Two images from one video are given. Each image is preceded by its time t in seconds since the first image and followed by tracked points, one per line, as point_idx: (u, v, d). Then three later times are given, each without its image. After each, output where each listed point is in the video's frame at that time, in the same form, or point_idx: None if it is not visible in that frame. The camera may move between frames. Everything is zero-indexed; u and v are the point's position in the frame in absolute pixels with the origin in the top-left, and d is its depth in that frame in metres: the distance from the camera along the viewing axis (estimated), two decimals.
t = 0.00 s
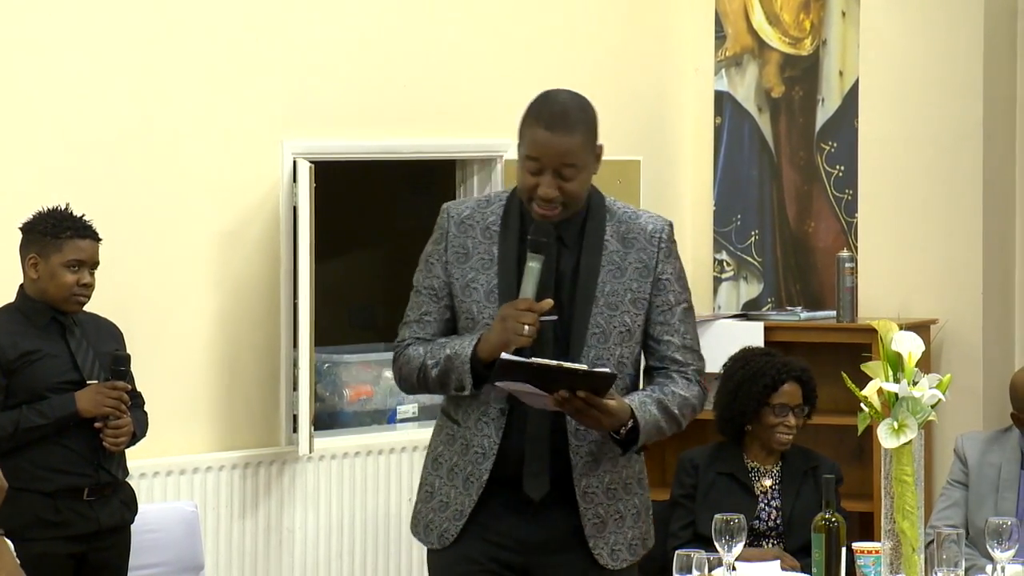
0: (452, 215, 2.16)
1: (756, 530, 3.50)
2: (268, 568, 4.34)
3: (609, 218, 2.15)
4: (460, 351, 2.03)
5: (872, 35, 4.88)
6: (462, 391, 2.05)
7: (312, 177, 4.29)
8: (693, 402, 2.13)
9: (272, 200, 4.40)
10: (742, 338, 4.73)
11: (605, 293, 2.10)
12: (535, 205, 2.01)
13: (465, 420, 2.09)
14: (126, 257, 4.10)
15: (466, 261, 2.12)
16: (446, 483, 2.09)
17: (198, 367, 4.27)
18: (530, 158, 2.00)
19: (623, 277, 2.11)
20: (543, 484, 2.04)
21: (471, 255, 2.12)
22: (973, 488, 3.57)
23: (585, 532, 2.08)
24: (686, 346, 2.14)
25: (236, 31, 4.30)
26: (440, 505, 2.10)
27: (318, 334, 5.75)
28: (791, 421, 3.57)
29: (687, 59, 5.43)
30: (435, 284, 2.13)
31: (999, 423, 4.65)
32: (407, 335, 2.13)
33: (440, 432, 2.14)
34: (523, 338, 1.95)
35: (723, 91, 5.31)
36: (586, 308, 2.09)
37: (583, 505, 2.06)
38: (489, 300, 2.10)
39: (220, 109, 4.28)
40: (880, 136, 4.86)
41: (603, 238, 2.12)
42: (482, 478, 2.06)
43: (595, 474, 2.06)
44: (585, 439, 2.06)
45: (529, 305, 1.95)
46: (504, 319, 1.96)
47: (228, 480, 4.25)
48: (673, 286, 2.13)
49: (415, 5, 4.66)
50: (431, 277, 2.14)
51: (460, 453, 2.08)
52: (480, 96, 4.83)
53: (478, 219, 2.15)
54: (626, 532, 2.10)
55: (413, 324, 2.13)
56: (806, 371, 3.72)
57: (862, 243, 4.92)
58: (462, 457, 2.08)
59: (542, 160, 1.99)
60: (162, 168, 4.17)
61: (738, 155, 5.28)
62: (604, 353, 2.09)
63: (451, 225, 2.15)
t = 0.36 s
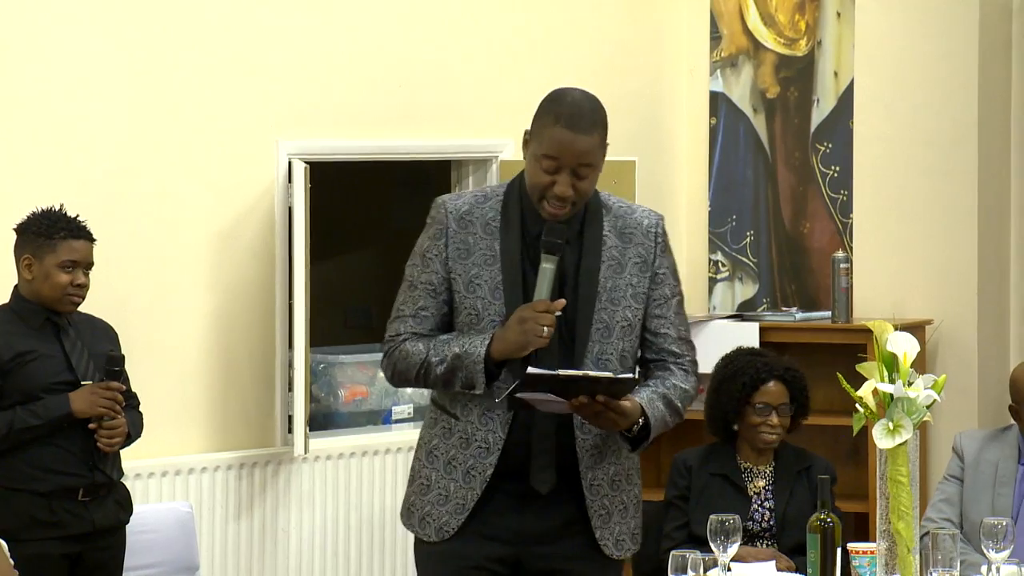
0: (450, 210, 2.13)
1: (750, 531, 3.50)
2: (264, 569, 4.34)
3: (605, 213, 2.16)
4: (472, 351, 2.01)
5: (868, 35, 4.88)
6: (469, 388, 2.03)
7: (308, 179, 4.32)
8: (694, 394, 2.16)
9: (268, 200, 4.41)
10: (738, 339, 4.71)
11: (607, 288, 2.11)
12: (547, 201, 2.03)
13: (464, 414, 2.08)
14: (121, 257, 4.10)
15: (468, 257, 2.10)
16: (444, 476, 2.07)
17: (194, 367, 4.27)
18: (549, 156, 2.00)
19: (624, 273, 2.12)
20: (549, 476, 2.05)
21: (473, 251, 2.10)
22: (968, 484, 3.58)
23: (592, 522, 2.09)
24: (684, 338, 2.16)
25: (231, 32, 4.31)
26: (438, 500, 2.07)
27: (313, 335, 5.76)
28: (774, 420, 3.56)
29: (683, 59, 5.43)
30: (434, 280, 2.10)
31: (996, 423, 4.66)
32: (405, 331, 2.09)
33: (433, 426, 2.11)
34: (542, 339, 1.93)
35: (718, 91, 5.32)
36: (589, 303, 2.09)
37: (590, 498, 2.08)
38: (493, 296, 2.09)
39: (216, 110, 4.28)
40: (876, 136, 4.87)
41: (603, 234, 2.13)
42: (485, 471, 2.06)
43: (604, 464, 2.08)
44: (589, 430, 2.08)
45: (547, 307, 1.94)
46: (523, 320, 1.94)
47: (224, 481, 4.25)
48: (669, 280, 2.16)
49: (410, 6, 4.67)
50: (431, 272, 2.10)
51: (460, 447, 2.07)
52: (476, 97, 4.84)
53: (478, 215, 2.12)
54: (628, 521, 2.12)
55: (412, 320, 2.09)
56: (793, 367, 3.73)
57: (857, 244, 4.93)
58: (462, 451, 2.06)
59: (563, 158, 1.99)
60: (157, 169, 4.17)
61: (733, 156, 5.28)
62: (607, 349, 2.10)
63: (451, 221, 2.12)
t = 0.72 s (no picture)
0: (357, 227, 1.92)
1: (750, 531, 3.50)
2: (266, 569, 4.33)
3: (504, 219, 1.99)
4: (403, 361, 1.83)
5: (870, 35, 4.88)
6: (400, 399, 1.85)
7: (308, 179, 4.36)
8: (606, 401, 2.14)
9: (269, 200, 4.41)
10: (739, 338, 4.71)
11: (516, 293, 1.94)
12: (463, 208, 1.87)
13: (390, 428, 1.86)
14: (122, 257, 4.10)
15: (383, 271, 1.90)
16: (371, 488, 1.85)
17: (194, 367, 4.26)
18: (466, 160, 1.85)
19: (530, 276, 1.96)
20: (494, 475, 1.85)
21: (386, 264, 1.90)
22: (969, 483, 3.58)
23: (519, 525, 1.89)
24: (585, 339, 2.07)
25: (233, 31, 4.31)
26: (352, 508, 1.86)
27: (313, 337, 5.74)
28: (754, 418, 3.56)
29: (683, 60, 5.44)
30: (348, 297, 1.89)
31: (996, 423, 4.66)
32: (321, 350, 1.88)
33: (354, 445, 1.88)
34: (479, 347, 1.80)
35: (719, 91, 5.33)
36: (502, 308, 1.93)
37: (518, 497, 1.88)
38: (412, 308, 1.89)
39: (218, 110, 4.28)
40: (876, 136, 4.86)
41: (505, 239, 1.96)
42: (420, 482, 1.83)
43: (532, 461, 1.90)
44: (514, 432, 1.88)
45: (481, 313, 1.80)
46: (459, 327, 1.80)
47: (225, 481, 4.23)
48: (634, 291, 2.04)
49: (413, 6, 4.67)
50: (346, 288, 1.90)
51: (390, 461, 1.84)
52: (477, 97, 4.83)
53: (386, 229, 1.92)
54: (551, 522, 1.93)
55: (326, 340, 1.88)
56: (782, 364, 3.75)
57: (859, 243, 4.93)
58: (392, 464, 1.84)
59: (482, 161, 1.85)
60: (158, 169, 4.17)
61: (734, 156, 5.29)
62: (522, 353, 1.94)
63: (358, 234, 1.91)
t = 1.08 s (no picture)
0: (296, 220, 2.19)
1: (756, 530, 3.50)
2: (271, 567, 4.34)
3: (446, 202, 2.23)
4: (345, 362, 2.07)
5: (878, 35, 4.89)
6: (343, 399, 2.09)
7: (314, 178, 4.39)
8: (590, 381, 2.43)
9: (274, 199, 4.42)
10: (746, 337, 4.70)
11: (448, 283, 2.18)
12: (389, 202, 2.11)
13: (339, 422, 2.12)
14: (129, 257, 4.10)
15: (324, 265, 2.15)
16: (330, 481, 2.11)
17: (200, 366, 4.27)
18: (384, 159, 2.09)
19: (480, 257, 2.21)
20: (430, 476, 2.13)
21: (326, 260, 2.15)
22: (975, 482, 3.57)
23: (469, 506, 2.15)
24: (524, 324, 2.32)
25: (239, 30, 4.31)
26: (307, 501, 2.12)
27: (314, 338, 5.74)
28: (759, 417, 3.58)
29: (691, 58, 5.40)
30: (290, 292, 2.15)
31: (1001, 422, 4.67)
32: (265, 347, 2.13)
33: (306, 438, 2.15)
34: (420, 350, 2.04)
35: (725, 91, 5.31)
36: (445, 299, 2.16)
37: (466, 480, 2.14)
38: (353, 304, 2.14)
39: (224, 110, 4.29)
40: (883, 135, 4.87)
41: (446, 216, 2.21)
42: (370, 474, 2.10)
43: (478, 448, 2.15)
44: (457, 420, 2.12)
45: (424, 318, 2.05)
46: (403, 331, 2.04)
47: (230, 480, 4.24)
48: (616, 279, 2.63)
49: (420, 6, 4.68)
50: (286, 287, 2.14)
51: (340, 454, 2.11)
52: (483, 97, 4.84)
53: (325, 227, 2.17)
54: (500, 499, 2.19)
55: (266, 337, 2.14)
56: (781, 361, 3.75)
57: (864, 242, 4.93)
58: (342, 458, 2.10)
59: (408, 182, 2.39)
60: (164, 168, 4.18)
61: (740, 156, 5.27)
62: (465, 339, 2.18)
63: (294, 228, 2.17)
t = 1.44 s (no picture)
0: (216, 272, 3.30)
1: (758, 530, 3.50)
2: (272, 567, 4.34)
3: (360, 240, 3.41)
4: (335, 368, 2.12)
5: (879, 34, 4.88)
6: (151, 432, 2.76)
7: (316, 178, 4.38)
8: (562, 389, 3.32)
9: (276, 200, 4.43)
10: (748, 337, 4.71)
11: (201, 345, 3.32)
12: (374, 210, 2.15)
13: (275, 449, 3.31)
14: (131, 258, 4.10)
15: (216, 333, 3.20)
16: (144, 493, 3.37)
17: (204, 368, 4.28)
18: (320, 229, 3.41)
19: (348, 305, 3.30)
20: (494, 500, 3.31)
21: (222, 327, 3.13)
22: (976, 481, 3.57)
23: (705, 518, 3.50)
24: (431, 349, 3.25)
25: (239, 30, 4.31)
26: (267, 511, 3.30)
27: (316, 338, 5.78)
28: (770, 417, 3.58)
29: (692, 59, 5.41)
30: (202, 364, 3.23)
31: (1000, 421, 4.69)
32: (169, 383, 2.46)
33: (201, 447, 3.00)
34: (410, 354, 2.08)
35: (726, 91, 5.30)
36: (433, 303, 2.20)
37: (455, 480, 2.18)
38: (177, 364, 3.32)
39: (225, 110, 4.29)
40: (885, 135, 4.88)
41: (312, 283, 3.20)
42: (362, 477, 2.15)
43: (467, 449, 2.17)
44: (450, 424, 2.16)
45: (415, 325, 2.09)
46: (394, 337, 2.09)
47: (232, 480, 4.24)
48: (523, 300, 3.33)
49: (421, 6, 4.68)
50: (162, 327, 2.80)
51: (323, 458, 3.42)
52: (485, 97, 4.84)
53: (316, 233, 2.22)
54: (494, 497, 2.23)
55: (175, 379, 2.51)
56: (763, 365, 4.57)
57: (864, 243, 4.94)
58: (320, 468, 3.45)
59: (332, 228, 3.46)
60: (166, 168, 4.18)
61: (740, 155, 5.26)
62: (454, 341, 2.22)
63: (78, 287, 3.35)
